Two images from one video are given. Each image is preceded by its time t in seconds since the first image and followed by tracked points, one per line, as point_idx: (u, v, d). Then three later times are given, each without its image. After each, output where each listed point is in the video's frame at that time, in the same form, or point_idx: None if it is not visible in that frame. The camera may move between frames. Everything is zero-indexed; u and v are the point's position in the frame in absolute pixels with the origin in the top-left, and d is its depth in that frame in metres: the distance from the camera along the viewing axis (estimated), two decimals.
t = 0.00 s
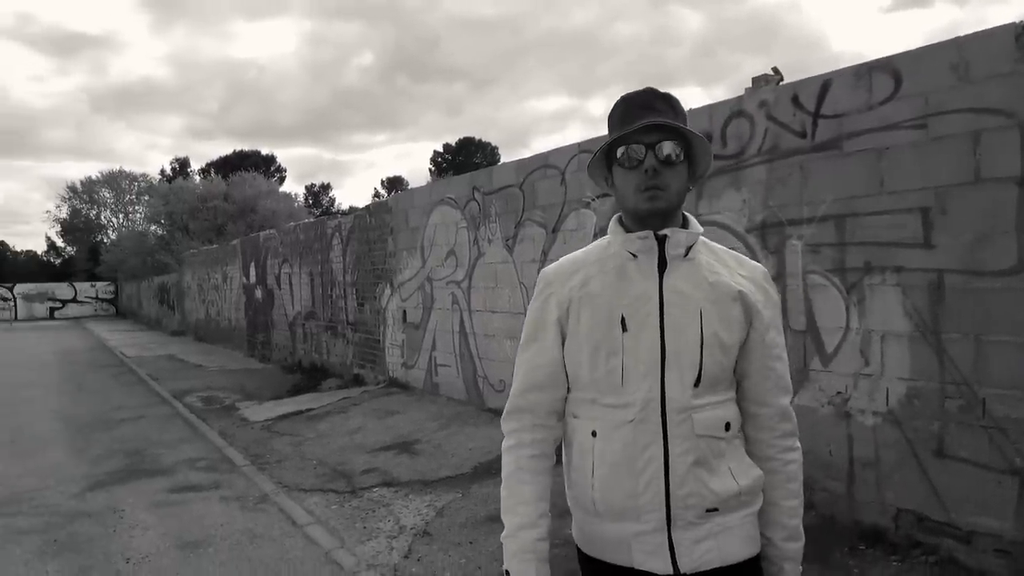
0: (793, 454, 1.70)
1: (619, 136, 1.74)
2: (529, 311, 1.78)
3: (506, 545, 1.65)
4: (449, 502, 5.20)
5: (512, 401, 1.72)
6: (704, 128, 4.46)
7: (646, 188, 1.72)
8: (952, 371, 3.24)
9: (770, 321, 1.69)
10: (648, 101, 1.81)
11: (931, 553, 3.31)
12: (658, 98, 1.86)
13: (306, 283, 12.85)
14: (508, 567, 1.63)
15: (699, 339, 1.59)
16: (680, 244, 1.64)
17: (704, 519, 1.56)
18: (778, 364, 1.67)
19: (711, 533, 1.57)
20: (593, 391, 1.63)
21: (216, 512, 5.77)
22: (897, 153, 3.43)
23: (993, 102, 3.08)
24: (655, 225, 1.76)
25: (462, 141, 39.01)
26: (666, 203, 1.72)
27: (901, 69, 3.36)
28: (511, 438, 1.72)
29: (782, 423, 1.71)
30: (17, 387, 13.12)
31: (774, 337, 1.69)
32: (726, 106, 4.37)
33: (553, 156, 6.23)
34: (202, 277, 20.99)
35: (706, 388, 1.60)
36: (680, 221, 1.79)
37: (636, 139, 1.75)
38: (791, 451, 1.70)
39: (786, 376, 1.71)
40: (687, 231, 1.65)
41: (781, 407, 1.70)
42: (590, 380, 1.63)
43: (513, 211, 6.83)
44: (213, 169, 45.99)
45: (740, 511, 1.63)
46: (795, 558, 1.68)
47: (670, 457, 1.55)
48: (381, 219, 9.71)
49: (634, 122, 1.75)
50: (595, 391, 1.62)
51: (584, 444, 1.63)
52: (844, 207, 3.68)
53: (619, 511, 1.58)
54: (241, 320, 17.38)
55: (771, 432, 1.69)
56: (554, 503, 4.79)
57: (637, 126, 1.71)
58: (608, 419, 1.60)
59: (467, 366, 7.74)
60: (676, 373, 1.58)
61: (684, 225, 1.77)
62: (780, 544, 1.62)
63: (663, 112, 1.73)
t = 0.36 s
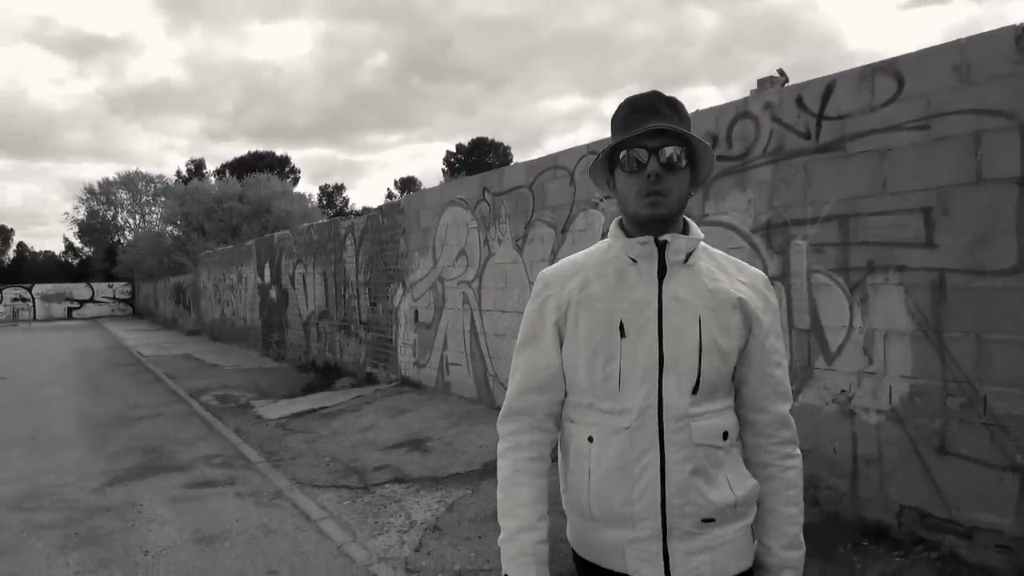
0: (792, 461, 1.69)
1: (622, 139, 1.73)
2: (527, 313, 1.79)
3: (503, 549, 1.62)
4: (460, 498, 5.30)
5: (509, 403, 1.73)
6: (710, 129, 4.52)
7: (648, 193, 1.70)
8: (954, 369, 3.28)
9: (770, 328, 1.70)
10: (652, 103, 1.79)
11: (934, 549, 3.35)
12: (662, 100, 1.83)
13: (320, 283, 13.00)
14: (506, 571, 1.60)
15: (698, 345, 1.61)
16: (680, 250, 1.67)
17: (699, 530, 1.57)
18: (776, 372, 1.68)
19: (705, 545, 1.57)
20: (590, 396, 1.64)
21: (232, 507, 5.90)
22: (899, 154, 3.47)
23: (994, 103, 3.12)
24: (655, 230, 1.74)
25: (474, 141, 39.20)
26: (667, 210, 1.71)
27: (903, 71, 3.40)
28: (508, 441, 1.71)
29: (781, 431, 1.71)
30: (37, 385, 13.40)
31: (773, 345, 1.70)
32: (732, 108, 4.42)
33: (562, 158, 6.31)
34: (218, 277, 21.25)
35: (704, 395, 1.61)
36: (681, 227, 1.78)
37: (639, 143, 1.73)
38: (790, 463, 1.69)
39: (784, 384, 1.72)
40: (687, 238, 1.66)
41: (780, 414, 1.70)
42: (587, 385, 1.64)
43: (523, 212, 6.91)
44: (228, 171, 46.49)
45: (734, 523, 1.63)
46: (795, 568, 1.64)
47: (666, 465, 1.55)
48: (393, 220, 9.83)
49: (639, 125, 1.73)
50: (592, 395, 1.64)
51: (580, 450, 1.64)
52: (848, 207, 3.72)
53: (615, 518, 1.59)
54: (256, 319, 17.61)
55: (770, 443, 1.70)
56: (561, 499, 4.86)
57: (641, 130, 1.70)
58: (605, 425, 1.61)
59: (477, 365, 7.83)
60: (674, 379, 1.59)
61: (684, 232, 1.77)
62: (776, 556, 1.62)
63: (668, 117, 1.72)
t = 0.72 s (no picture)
0: (793, 475, 1.69)
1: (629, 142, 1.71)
2: (531, 315, 1.80)
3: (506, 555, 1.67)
4: (472, 492, 5.42)
5: (513, 407, 1.74)
6: (718, 130, 4.58)
7: (653, 197, 1.69)
8: (957, 366, 3.33)
9: (774, 337, 1.68)
10: (659, 106, 1.78)
11: (937, 544, 3.40)
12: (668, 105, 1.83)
13: (337, 282, 13.19)
14: None
15: (699, 353, 1.60)
16: (685, 256, 1.66)
17: (693, 539, 1.58)
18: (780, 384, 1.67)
19: (700, 555, 1.58)
20: (589, 401, 1.65)
21: (251, 500, 6.06)
22: (903, 154, 3.53)
23: (995, 104, 3.17)
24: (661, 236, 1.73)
25: (489, 141, 39.41)
26: (673, 214, 1.70)
27: (906, 73, 3.45)
28: (512, 447, 1.73)
29: (783, 443, 1.70)
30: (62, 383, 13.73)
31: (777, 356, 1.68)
32: (740, 109, 4.49)
33: (574, 159, 6.40)
34: (237, 277, 21.58)
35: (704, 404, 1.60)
36: (687, 232, 1.77)
37: (646, 146, 1.72)
38: (791, 477, 1.69)
39: (788, 395, 1.70)
40: (692, 244, 1.66)
41: (782, 426, 1.69)
42: (587, 390, 1.65)
43: (535, 212, 7.00)
44: (247, 172, 47.07)
45: (729, 534, 1.64)
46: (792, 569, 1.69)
47: (662, 472, 1.57)
48: (408, 221, 9.98)
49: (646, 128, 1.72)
50: (591, 400, 1.64)
51: (579, 455, 1.65)
52: (853, 207, 3.78)
53: (610, 524, 1.61)
54: (274, 318, 17.87)
55: (774, 454, 1.69)
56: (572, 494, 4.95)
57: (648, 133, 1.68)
58: (603, 431, 1.61)
59: (491, 364, 7.94)
60: (673, 387, 1.59)
61: (691, 238, 1.76)
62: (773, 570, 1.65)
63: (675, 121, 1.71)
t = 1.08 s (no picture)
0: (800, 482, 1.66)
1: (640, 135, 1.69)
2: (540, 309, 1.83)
3: (516, 551, 1.72)
4: (484, 489, 5.53)
5: (522, 403, 1.76)
6: (727, 131, 4.63)
7: (664, 193, 1.69)
8: (962, 365, 3.36)
9: (783, 339, 1.67)
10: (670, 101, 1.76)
11: (943, 541, 3.43)
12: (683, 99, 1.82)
13: (353, 283, 13.35)
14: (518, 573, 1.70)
15: (704, 349, 1.60)
16: (694, 252, 1.66)
17: (694, 539, 1.57)
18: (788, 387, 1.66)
19: (701, 556, 1.56)
20: (592, 394, 1.67)
21: (269, 496, 6.19)
22: (909, 155, 3.57)
23: (999, 105, 3.20)
24: (671, 230, 1.74)
25: (504, 142, 39.58)
26: (684, 208, 1.69)
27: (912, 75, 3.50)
28: (520, 444, 1.75)
29: (790, 448, 1.68)
30: (85, 382, 14.04)
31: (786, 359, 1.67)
32: (749, 111, 4.53)
33: (585, 160, 6.47)
34: (254, 278, 21.88)
35: (707, 401, 1.59)
36: (699, 228, 1.78)
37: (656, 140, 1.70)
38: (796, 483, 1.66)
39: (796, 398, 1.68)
40: (699, 239, 1.66)
41: (791, 431, 1.67)
42: (589, 383, 1.67)
43: (547, 213, 7.08)
44: (264, 174, 47.60)
45: (732, 536, 1.61)
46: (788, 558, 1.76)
47: (662, 468, 1.56)
48: (422, 222, 10.10)
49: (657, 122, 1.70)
50: (594, 393, 1.66)
51: (581, 449, 1.67)
52: (860, 207, 3.82)
53: (608, 520, 1.61)
54: (291, 318, 18.11)
55: (781, 458, 1.67)
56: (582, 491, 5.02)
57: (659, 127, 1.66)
58: (606, 425, 1.63)
59: (503, 363, 8.03)
60: (676, 382, 1.59)
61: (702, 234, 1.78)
62: None
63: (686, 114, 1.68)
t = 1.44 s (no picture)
0: (805, 484, 1.64)
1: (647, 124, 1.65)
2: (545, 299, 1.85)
3: (515, 538, 1.75)
4: (499, 486, 5.65)
5: (524, 393, 1.79)
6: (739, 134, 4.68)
7: (671, 179, 1.67)
8: (969, 365, 3.40)
9: (790, 333, 1.64)
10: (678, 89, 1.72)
11: (950, 539, 3.46)
12: (691, 90, 1.81)
13: (372, 283, 13.53)
14: (517, 561, 1.73)
15: (708, 340, 1.57)
16: (699, 243, 1.65)
17: (696, 537, 1.55)
18: (794, 382, 1.64)
19: (703, 557, 1.55)
20: (595, 385, 1.66)
21: (289, 491, 6.36)
22: (917, 157, 3.60)
23: (1006, 107, 3.24)
24: (677, 220, 1.72)
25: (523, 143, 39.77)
26: (691, 197, 1.66)
27: (919, 79, 3.54)
28: (520, 432, 1.79)
29: (796, 447, 1.65)
30: (113, 380, 14.40)
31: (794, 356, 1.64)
32: (760, 114, 4.58)
33: (599, 163, 6.55)
34: (276, 278, 22.24)
35: (711, 395, 1.57)
36: (705, 220, 1.74)
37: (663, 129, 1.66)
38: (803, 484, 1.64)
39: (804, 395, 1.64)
40: (704, 229, 1.64)
41: (796, 429, 1.64)
42: (592, 374, 1.66)
43: (562, 214, 7.17)
44: (286, 176, 48.28)
45: (736, 537, 1.59)
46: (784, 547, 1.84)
47: (663, 463, 1.55)
48: (440, 223, 10.24)
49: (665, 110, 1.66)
50: (596, 385, 1.65)
51: (582, 441, 1.67)
52: (869, 209, 3.86)
53: (607, 514, 1.60)
54: (311, 318, 18.39)
55: (788, 457, 1.64)
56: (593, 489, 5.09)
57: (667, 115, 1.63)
58: (607, 417, 1.61)
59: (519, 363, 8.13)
60: (678, 375, 1.57)
61: (709, 225, 1.74)
62: None
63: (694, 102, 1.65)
